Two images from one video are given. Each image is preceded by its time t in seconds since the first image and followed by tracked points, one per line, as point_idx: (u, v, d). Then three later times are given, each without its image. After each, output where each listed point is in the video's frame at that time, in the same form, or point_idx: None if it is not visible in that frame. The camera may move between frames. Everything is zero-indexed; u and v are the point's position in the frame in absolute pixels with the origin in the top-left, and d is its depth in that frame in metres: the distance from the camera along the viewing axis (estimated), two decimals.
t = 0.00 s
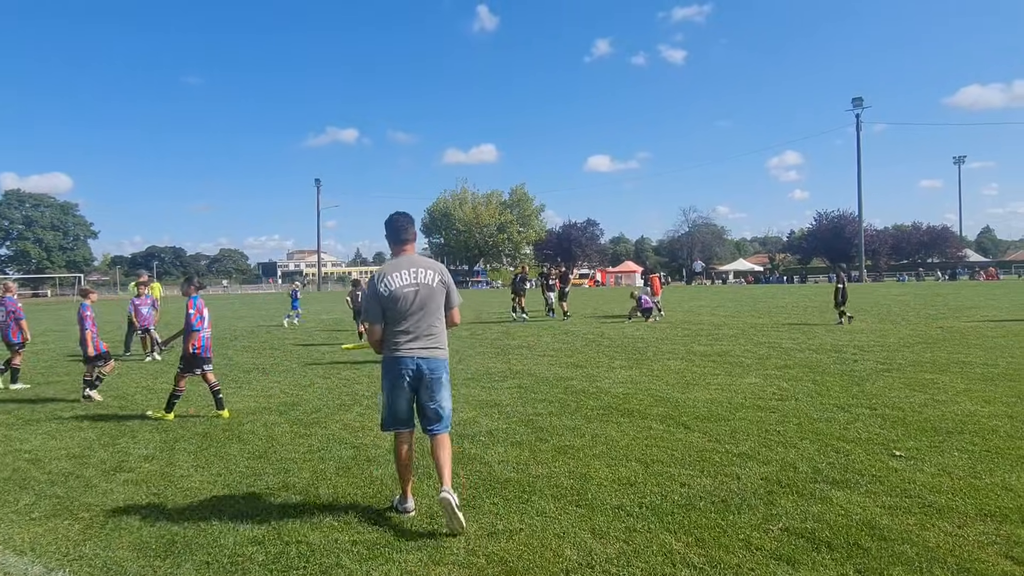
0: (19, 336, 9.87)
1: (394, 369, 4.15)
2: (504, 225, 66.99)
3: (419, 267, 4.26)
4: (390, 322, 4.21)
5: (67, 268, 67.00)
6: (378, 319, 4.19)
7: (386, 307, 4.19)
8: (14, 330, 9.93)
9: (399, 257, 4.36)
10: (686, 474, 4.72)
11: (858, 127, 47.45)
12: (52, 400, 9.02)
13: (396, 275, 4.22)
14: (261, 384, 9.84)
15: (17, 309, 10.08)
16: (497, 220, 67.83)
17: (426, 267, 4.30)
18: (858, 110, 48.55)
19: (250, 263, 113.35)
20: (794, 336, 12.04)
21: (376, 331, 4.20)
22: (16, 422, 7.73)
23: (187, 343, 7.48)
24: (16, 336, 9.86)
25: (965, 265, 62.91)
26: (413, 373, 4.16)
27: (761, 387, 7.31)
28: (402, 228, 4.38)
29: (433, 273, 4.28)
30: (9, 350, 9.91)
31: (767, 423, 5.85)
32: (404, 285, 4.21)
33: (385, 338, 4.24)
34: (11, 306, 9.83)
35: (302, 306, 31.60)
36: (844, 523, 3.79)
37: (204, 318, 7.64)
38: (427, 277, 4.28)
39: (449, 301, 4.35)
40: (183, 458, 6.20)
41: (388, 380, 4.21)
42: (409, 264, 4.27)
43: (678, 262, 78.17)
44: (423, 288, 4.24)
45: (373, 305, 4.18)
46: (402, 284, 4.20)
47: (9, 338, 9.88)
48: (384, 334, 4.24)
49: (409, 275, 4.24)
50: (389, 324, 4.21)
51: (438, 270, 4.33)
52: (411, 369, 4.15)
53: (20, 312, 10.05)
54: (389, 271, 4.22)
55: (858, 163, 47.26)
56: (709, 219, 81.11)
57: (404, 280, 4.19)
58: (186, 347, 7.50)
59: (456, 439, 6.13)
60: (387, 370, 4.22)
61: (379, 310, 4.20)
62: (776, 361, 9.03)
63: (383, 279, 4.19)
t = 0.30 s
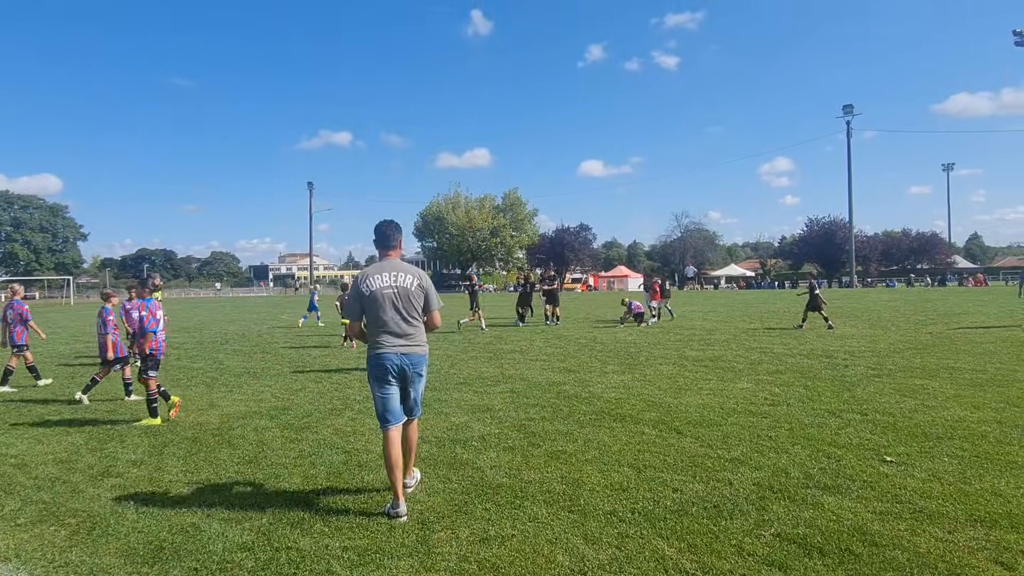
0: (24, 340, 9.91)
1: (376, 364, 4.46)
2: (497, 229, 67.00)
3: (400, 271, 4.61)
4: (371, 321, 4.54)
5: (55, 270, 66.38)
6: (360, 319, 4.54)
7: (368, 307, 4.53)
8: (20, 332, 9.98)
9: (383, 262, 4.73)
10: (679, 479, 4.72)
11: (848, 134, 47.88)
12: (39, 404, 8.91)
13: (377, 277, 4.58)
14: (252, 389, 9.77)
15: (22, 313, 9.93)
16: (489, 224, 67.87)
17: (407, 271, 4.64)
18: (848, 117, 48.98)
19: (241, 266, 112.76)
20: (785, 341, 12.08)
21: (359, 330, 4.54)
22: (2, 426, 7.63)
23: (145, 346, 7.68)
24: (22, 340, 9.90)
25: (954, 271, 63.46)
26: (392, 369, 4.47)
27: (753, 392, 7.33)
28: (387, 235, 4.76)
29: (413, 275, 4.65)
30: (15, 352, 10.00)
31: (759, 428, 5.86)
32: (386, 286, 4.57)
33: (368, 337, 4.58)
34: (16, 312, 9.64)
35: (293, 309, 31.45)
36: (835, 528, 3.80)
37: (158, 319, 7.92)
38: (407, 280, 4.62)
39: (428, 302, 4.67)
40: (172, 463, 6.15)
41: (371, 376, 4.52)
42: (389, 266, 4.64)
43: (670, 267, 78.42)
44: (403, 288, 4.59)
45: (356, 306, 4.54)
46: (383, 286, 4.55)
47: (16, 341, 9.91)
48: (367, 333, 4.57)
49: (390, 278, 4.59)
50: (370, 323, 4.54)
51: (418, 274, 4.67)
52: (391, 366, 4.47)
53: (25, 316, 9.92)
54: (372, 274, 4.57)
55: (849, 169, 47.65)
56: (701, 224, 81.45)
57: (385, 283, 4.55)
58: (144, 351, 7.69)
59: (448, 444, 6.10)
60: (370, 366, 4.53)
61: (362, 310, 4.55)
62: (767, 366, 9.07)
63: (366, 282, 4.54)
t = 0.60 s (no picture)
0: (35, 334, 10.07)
1: (368, 359, 4.85)
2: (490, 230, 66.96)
3: (394, 275, 4.96)
4: (365, 318, 4.90)
5: (45, 270, 65.83)
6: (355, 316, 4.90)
7: (363, 306, 4.89)
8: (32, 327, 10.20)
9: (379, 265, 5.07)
10: (671, 480, 4.72)
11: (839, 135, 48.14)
12: (28, 405, 8.82)
13: (373, 278, 4.94)
14: (243, 390, 9.71)
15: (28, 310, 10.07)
16: (482, 225, 67.86)
17: (401, 275, 5.00)
18: (840, 118, 49.27)
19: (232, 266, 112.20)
20: (777, 342, 12.12)
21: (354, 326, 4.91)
22: None
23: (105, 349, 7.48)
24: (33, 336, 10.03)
25: (944, 272, 63.94)
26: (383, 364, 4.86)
27: (745, 393, 7.34)
28: (385, 240, 5.09)
29: (406, 279, 4.99)
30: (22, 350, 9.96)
31: (751, 429, 5.87)
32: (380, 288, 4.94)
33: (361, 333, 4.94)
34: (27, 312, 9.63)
35: (285, 310, 31.33)
36: (826, 528, 3.81)
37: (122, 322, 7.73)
38: (400, 283, 4.97)
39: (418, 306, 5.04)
40: (163, 464, 6.09)
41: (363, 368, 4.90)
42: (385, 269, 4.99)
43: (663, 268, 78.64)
44: (395, 291, 4.95)
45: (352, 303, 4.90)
46: (378, 288, 4.90)
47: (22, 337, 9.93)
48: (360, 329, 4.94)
49: (385, 280, 4.95)
50: (364, 320, 4.91)
51: (410, 278, 5.03)
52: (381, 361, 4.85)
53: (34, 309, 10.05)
54: (368, 276, 4.92)
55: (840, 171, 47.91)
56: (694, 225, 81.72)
57: (380, 284, 4.91)
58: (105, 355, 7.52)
59: (440, 445, 6.08)
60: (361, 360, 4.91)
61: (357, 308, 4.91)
62: (759, 367, 9.10)
63: (362, 282, 4.90)
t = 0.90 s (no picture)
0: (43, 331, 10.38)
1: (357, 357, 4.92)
2: (481, 231, 66.95)
3: (381, 277, 5.08)
4: (354, 319, 5.00)
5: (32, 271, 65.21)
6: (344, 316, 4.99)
7: (351, 307, 5.00)
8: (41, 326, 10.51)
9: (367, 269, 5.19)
10: (661, 482, 4.72)
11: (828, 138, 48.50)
12: (13, 408, 8.71)
13: (361, 281, 5.05)
14: (232, 392, 9.65)
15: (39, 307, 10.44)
16: (474, 226, 67.89)
17: (388, 278, 5.12)
18: (829, 121, 49.62)
19: (222, 268, 111.60)
20: (767, 344, 12.18)
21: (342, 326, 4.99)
22: None
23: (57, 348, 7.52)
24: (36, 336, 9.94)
25: (931, 274, 64.58)
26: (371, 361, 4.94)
27: (735, 395, 7.37)
28: (371, 245, 5.22)
29: (394, 280, 5.12)
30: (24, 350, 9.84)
31: (741, 431, 5.89)
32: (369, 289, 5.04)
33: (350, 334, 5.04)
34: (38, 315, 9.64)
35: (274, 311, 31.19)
36: (815, 530, 3.83)
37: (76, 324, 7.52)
38: (387, 285, 5.08)
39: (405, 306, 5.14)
40: (150, 468, 6.04)
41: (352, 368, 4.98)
42: (373, 272, 5.10)
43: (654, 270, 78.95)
44: (384, 293, 5.06)
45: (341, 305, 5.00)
46: (366, 289, 5.01)
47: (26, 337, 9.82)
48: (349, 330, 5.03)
49: (373, 282, 5.06)
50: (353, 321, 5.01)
51: (398, 280, 5.14)
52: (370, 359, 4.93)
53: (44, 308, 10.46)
54: (357, 278, 5.04)
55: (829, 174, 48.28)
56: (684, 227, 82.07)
57: (368, 286, 5.02)
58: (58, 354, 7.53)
59: (431, 448, 6.06)
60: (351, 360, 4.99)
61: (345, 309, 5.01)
62: (749, 369, 9.14)
63: (351, 284, 5.01)
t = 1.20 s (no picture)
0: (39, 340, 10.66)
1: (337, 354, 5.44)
2: (466, 234, 66.85)
3: (357, 279, 5.62)
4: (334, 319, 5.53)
5: (8, 275, 64.01)
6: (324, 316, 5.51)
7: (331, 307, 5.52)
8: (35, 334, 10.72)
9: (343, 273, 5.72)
10: (646, 485, 4.74)
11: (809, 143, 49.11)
12: None
13: (339, 283, 5.60)
14: (214, 397, 9.53)
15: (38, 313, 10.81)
16: (458, 230, 67.82)
17: (363, 280, 5.66)
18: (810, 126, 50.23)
19: (204, 271, 110.35)
20: (749, 346, 12.27)
21: (323, 325, 5.51)
22: None
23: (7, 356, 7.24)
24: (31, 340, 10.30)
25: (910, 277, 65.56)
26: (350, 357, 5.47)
27: (718, 397, 7.42)
28: (347, 250, 5.76)
29: (370, 283, 5.66)
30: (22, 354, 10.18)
31: (724, 433, 5.92)
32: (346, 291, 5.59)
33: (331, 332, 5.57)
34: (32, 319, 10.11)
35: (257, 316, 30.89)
36: (797, 531, 3.86)
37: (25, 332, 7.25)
38: (362, 287, 5.62)
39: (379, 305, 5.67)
40: (130, 475, 5.93)
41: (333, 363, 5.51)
42: (348, 275, 5.65)
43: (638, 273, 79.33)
44: (360, 293, 5.60)
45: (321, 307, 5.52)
46: (343, 291, 5.55)
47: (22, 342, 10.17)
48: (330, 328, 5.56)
49: (350, 285, 5.59)
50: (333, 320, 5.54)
51: (372, 281, 5.68)
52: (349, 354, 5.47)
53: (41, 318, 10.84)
54: (335, 281, 5.57)
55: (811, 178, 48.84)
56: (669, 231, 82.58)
57: (345, 288, 5.56)
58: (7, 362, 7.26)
59: (416, 453, 6.03)
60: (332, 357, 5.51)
61: (325, 310, 5.54)
62: (732, 371, 9.20)
63: (330, 287, 5.54)
